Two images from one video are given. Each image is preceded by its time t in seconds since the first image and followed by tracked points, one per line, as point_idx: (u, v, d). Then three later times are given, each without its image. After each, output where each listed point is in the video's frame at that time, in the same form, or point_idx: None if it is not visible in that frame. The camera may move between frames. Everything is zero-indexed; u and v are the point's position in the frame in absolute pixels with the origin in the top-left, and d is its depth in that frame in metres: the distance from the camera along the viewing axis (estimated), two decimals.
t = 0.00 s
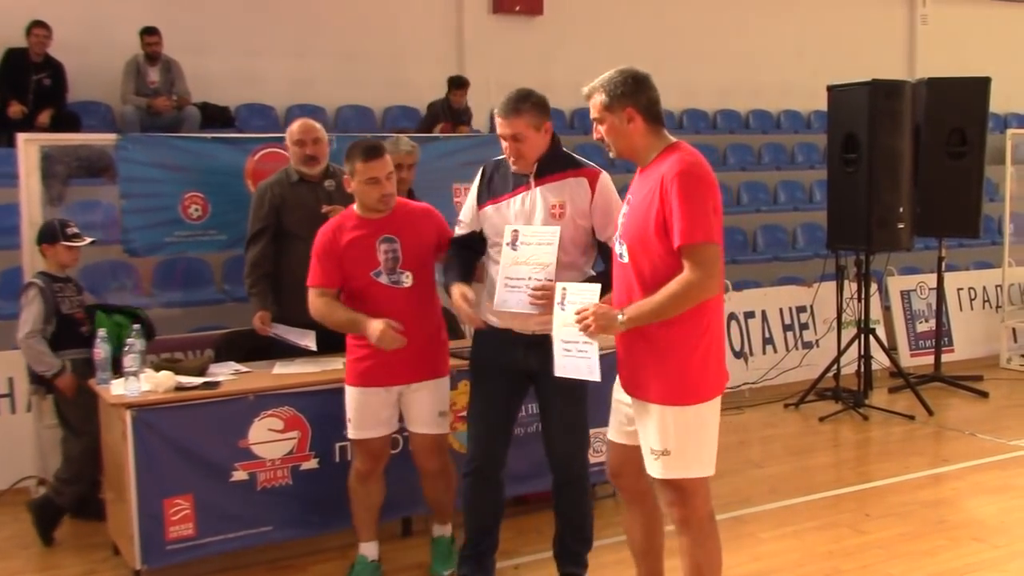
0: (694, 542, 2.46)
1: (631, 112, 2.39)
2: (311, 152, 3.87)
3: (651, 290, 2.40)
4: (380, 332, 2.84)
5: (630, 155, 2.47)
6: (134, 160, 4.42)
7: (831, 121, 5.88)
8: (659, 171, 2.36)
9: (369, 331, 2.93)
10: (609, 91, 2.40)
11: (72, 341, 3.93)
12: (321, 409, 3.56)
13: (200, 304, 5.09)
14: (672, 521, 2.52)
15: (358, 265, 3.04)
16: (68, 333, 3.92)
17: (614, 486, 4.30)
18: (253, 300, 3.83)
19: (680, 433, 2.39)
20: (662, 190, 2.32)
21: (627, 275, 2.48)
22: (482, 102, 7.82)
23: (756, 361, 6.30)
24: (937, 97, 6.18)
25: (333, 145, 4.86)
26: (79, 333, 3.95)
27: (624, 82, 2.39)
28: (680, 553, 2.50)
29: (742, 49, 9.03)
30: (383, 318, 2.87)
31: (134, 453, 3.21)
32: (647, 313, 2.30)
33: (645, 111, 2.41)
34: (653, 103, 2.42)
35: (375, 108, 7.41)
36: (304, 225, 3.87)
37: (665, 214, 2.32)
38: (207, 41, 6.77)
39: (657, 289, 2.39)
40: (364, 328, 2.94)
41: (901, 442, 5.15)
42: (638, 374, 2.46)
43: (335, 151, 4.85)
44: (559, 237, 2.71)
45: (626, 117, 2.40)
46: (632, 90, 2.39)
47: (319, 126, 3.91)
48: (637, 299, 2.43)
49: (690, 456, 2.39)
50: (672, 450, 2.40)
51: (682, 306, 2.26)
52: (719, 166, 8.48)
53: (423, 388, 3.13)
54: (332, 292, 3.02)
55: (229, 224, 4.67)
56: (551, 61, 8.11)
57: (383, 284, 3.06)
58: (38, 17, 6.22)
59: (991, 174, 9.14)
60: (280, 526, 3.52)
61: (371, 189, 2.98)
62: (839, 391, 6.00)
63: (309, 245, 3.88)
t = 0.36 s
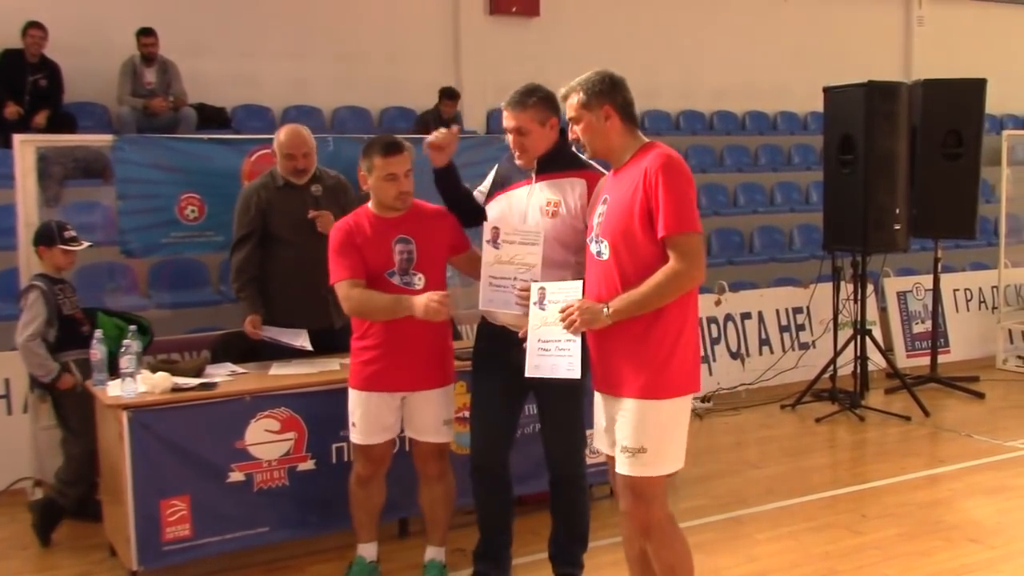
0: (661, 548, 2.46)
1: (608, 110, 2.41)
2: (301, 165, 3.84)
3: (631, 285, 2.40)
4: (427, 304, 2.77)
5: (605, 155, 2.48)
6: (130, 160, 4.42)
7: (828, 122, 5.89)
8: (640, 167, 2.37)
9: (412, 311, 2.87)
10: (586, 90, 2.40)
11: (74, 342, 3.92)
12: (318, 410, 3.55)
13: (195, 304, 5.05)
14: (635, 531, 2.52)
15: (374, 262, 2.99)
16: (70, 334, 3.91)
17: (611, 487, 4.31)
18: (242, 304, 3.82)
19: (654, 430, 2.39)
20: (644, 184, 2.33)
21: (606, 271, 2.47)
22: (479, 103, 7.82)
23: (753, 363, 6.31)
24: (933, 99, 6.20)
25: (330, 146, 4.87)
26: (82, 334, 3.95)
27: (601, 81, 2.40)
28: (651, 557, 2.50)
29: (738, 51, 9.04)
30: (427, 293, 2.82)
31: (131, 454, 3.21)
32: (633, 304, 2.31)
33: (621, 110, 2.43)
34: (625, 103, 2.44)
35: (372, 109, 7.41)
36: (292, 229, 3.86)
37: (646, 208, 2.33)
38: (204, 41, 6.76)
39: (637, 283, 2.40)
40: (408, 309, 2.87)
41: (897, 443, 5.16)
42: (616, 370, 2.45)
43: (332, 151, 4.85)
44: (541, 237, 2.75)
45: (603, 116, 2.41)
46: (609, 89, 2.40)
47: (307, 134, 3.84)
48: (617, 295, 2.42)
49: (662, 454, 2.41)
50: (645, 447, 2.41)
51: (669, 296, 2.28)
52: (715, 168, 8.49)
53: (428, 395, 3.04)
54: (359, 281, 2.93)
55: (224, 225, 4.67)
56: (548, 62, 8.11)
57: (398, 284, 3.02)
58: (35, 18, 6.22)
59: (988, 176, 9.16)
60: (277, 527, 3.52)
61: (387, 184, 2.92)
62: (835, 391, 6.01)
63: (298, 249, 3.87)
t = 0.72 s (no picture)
0: (666, 551, 2.44)
1: (602, 114, 2.42)
2: (290, 174, 3.81)
3: (622, 286, 2.42)
4: (446, 298, 2.75)
5: (597, 157, 2.48)
6: (129, 162, 4.43)
7: (826, 123, 5.90)
8: (634, 170, 2.38)
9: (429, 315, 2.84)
10: (579, 95, 2.41)
11: (75, 343, 3.92)
12: (315, 411, 3.56)
13: (194, 306, 5.07)
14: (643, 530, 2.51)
15: (392, 262, 2.95)
16: (71, 335, 3.92)
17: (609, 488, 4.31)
18: (239, 308, 3.83)
19: (649, 432, 2.40)
20: (637, 186, 2.34)
21: (597, 272, 2.48)
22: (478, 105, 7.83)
23: (751, 364, 6.31)
24: (930, 101, 6.22)
25: (328, 148, 4.85)
26: (83, 335, 3.95)
27: (594, 86, 2.41)
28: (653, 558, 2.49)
29: (737, 53, 9.06)
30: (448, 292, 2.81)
31: (130, 455, 3.21)
32: (624, 304, 2.32)
33: (616, 114, 2.44)
34: (620, 108, 2.45)
35: (370, 110, 7.41)
36: (284, 234, 3.86)
37: (638, 209, 2.35)
38: (202, 42, 6.77)
39: (629, 285, 2.40)
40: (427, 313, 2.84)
41: (895, 445, 5.16)
42: (606, 371, 2.46)
43: (331, 153, 4.85)
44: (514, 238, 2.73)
45: (598, 119, 2.42)
46: (602, 92, 2.41)
47: (299, 144, 3.80)
48: (607, 296, 2.43)
49: (659, 457, 2.41)
50: (643, 450, 2.41)
51: (658, 299, 2.28)
52: (713, 170, 8.50)
53: (436, 401, 3.03)
54: (380, 281, 2.91)
55: (223, 226, 4.69)
56: (546, 64, 8.12)
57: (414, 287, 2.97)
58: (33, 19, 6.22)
59: (986, 178, 9.18)
60: (276, 529, 3.52)
61: (412, 182, 2.87)
62: (834, 393, 6.01)
63: (292, 253, 3.87)
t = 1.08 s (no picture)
0: (667, 549, 2.45)
1: (613, 111, 2.43)
2: (288, 175, 3.82)
3: (618, 287, 2.42)
4: (419, 308, 2.78)
5: (597, 154, 2.48)
6: (127, 163, 4.43)
7: (824, 126, 5.91)
8: (630, 172, 2.39)
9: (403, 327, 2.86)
10: (596, 86, 2.41)
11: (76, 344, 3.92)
12: (313, 413, 3.55)
13: (193, 307, 5.08)
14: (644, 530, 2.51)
15: (386, 264, 2.94)
16: (71, 336, 3.91)
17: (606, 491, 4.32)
18: (240, 311, 3.82)
19: (645, 433, 2.40)
20: (634, 189, 2.34)
21: (592, 273, 2.49)
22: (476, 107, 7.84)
23: (748, 367, 6.32)
24: (928, 105, 6.23)
25: (326, 150, 4.86)
26: (83, 336, 3.94)
27: (610, 82, 2.42)
28: (654, 560, 2.49)
29: (736, 56, 9.07)
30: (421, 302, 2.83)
31: (128, 456, 3.21)
32: (622, 304, 2.33)
33: (625, 114, 2.46)
34: (627, 109, 2.47)
35: (369, 112, 7.42)
36: (285, 235, 3.86)
37: (634, 212, 2.35)
38: (201, 44, 6.77)
39: (625, 285, 2.41)
40: (398, 326, 2.86)
41: (892, 448, 5.17)
42: (600, 370, 2.47)
43: (329, 155, 4.86)
44: (496, 266, 2.75)
45: (608, 116, 2.43)
46: (615, 90, 2.42)
47: (298, 144, 3.81)
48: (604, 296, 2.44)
49: (656, 459, 2.41)
50: (638, 452, 2.41)
51: (656, 301, 2.30)
52: (711, 173, 8.50)
53: (434, 403, 3.02)
54: (359, 285, 2.91)
55: (222, 228, 4.69)
56: (545, 67, 8.13)
57: (406, 291, 2.96)
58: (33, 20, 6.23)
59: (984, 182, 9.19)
60: (274, 530, 3.52)
61: (405, 181, 2.86)
62: (831, 397, 6.01)
63: (292, 255, 3.87)
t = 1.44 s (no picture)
0: (662, 553, 2.46)
1: (616, 116, 2.44)
2: (291, 176, 3.82)
3: (613, 289, 2.43)
4: (418, 312, 2.78)
5: (593, 156, 2.48)
6: (127, 165, 4.44)
7: (823, 132, 5.93)
8: (625, 175, 2.39)
9: (402, 330, 2.86)
10: (601, 88, 2.42)
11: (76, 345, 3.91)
12: (311, 415, 3.55)
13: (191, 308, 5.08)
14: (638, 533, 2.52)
15: (383, 267, 2.94)
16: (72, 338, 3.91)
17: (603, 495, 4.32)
18: (241, 312, 3.81)
19: (639, 437, 2.40)
20: (628, 194, 2.35)
21: (586, 275, 2.48)
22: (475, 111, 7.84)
23: (746, 372, 6.32)
24: (927, 112, 6.25)
25: (326, 153, 4.87)
26: (83, 337, 3.94)
27: (612, 86, 2.43)
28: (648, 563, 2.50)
29: (734, 61, 9.08)
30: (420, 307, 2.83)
31: (125, 458, 3.21)
32: (620, 305, 2.33)
33: (626, 119, 2.48)
34: (628, 114, 2.48)
35: (369, 115, 7.43)
36: (287, 237, 3.87)
37: (630, 216, 2.36)
38: (201, 45, 6.77)
39: (621, 287, 2.42)
40: (397, 328, 2.86)
41: (889, 454, 5.18)
42: (594, 373, 2.47)
43: (329, 157, 4.87)
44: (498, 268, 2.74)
45: (610, 120, 2.44)
46: (617, 95, 2.44)
47: (301, 145, 3.81)
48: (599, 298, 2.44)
49: (650, 464, 2.41)
50: (632, 455, 2.40)
51: (653, 302, 2.30)
52: (709, 178, 8.51)
53: (429, 408, 3.01)
54: (358, 288, 2.91)
55: (221, 230, 4.74)
56: (544, 71, 8.14)
57: (403, 294, 2.96)
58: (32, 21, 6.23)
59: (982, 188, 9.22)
60: (271, 532, 3.52)
61: (411, 187, 2.86)
62: (829, 402, 6.02)
63: (292, 256, 3.88)
